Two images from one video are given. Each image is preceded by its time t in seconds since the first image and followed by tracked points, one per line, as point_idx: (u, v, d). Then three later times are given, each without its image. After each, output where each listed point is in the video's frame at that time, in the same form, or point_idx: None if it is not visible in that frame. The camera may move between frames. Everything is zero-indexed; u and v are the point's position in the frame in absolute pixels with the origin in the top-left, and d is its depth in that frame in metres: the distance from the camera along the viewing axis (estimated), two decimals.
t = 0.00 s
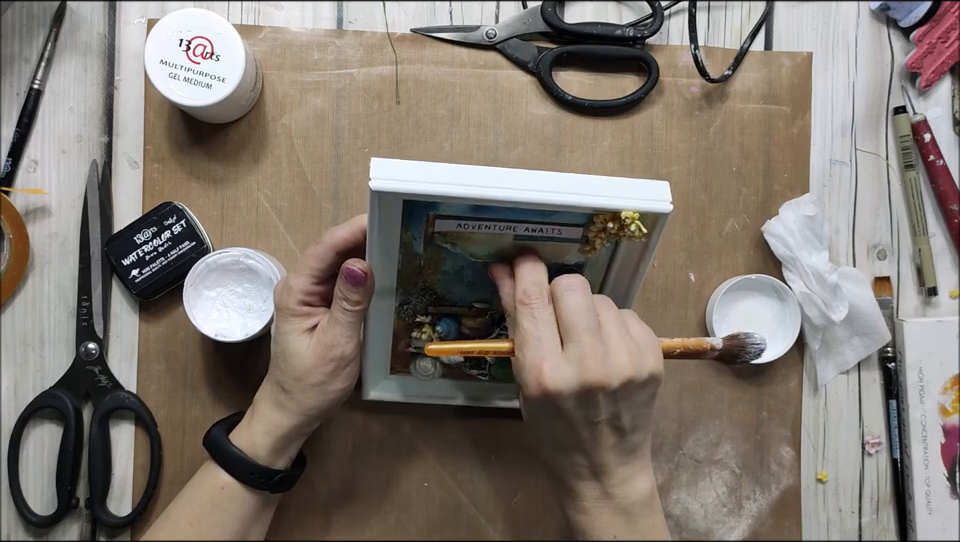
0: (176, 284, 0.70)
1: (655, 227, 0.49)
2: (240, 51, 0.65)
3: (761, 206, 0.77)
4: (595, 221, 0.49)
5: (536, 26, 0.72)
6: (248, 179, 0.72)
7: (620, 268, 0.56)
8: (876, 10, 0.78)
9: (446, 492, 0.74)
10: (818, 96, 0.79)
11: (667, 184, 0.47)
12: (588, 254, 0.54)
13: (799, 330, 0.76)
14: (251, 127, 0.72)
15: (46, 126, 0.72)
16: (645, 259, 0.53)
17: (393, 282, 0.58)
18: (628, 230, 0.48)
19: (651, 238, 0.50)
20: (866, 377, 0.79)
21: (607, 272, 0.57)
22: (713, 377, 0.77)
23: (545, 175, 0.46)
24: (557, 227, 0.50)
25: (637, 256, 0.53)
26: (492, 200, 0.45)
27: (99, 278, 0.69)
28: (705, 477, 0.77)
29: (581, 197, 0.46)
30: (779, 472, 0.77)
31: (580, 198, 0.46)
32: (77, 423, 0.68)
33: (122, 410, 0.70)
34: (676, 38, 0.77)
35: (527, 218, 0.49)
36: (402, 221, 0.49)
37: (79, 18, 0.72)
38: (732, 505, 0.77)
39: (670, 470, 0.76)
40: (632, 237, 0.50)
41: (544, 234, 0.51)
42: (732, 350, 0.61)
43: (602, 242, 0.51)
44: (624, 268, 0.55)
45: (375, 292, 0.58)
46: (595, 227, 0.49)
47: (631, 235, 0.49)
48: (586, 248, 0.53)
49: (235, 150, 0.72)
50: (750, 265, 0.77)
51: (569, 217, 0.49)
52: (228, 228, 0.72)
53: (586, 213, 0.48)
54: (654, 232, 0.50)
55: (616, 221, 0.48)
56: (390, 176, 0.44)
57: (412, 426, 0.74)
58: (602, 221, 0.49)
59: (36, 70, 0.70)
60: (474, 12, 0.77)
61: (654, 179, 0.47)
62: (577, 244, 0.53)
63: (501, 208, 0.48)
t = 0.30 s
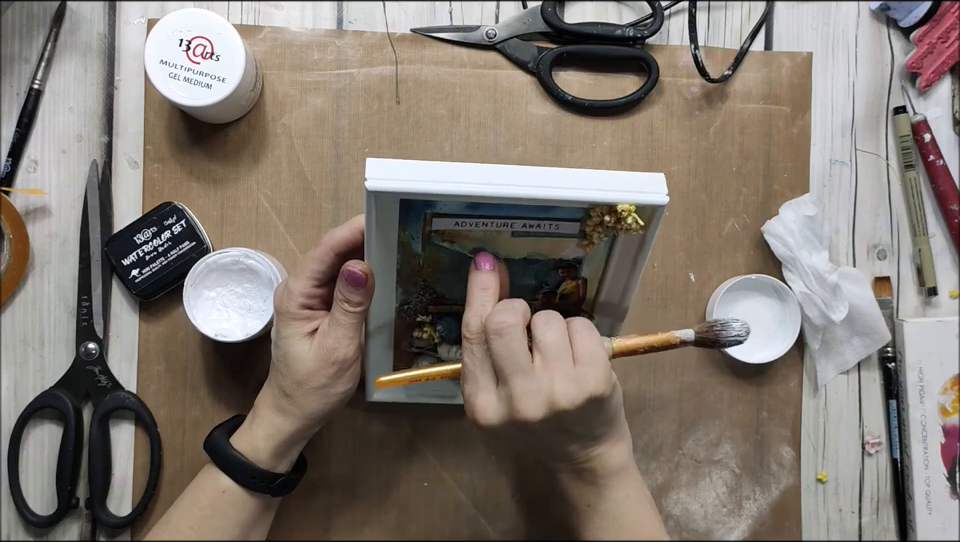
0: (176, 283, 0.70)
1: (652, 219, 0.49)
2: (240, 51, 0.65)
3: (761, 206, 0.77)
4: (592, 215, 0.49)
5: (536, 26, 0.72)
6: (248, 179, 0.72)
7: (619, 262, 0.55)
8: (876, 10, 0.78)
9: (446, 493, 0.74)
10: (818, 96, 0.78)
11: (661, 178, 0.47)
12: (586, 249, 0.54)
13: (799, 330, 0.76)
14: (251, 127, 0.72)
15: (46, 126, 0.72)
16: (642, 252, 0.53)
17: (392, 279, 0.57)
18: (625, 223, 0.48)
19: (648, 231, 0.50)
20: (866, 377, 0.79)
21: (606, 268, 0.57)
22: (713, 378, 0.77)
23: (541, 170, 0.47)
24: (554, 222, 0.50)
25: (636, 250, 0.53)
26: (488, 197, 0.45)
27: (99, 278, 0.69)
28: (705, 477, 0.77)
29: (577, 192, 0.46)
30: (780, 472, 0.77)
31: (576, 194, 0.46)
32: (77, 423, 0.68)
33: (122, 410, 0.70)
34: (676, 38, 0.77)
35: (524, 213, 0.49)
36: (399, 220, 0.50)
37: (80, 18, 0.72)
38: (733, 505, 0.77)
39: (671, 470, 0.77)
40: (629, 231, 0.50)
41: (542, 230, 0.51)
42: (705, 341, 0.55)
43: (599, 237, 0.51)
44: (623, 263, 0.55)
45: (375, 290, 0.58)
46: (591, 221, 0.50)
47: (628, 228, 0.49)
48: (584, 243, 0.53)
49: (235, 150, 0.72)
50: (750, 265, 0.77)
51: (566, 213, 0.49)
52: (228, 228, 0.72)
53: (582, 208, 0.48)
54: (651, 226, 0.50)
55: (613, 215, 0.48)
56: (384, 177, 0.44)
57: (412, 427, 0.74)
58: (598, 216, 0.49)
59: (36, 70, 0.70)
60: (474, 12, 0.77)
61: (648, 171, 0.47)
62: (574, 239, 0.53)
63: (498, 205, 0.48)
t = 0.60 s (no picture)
0: (176, 283, 0.70)
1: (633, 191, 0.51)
2: (240, 51, 0.65)
3: (761, 206, 0.77)
4: (573, 191, 0.52)
5: (536, 27, 0.72)
6: (248, 179, 0.72)
7: (604, 245, 0.56)
8: (876, 10, 0.78)
9: (446, 493, 0.74)
10: (818, 96, 0.78)
11: (640, 150, 0.51)
12: (571, 230, 0.56)
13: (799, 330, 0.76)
14: (251, 127, 0.72)
15: (45, 126, 0.72)
16: (625, 227, 0.55)
17: (381, 273, 0.57)
18: (607, 193, 0.50)
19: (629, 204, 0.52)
20: (866, 377, 0.79)
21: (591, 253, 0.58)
22: (713, 378, 0.77)
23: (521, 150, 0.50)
24: (537, 200, 0.53)
25: (620, 229, 0.55)
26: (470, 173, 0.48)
27: (99, 278, 0.69)
28: (705, 477, 0.77)
29: (556, 165, 0.49)
30: (780, 472, 0.77)
31: (556, 166, 0.49)
32: (77, 423, 0.68)
33: (122, 410, 0.70)
34: (676, 38, 0.77)
35: (507, 193, 0.52)
36: (385, 206, 0.52)
37: (79, 18, 0.72)
38: (732, 505, 0.77)
39: (670, 470, 0.77)
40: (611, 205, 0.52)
41: (526, 210, 0.53)
42: (657, 314, 0.54)
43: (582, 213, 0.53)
44: (609, 246, 0.56)
45: (364, 283, 0.57)
46: (574, 195, 0.52)
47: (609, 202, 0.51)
48: (569, 224, 0.55)
49: (235, 150, 0.72)
50: (750, 265, 0.77)
51: (548, 190, 0.52)
52: (229, 228, 0.72)
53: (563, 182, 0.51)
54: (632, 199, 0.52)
55: (593, 186, 0.51)
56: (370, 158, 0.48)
57: (411, 427, 0.74)
58: (581, 190, 0.51)
59: (36, 70, 0.70)
60: (474, 12, 0.77)
61: (623, 143, 0.51)
62: (559, 220, 0.55)
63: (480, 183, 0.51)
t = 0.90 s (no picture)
0: (177, 283, 0.70)
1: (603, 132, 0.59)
2: (241, 51, 0.65)
3: (761, 206, 0.77)
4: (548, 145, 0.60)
5: (536, 26, 0.72)
6: (248, 179, 0.72)
7: (588, 202, 0.62)
8: (876, 10, 0.78)
9: (446, 493, 0.74)
10: (818, 96, 0.78)
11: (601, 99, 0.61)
12: (554, 190, 0.62)
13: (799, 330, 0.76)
14: (251, 127, 0.72)
15: (45, 126, 0.72)
16: (603, 179, 0.61)
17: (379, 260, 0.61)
18: (578, 134, 0.58)
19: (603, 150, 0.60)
20: (866, 377, 0.79)
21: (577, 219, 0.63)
22: (713, 378, 0.77)
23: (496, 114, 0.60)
24: (517, 160, 0.60)
25: (598, 184, 0.61)
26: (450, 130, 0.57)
27: (99, 278, 0.69)
28: (705, 477, 0.77)
29: (525, 113, 0.58)
30: (780, 472, 0.77)
31: (525, 115, 0.58)
32: (77, 423, 0.68)
33: (122, 409, 0.70)
34: (676, 38, 0.77)
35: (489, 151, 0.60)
36: (376, 177, 0.59)
37: (79, 18, 0.72)
38: (733, 505, 0.77)
39: (670, 470, 0.77)
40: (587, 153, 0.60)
41: (509, 172, 0.60)
42: (637, 274, 0.55)
43: (561, 165, 0.60)
44: (591, 206, 0.62)
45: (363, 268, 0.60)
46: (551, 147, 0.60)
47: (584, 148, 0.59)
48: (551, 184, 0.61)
49: (235, 150, 0.72)
50: (750, 265, 0.77)
51: (525, 146, 0.60)
52: (229, 228, 0.72)
53: (537, 135, 0.60)
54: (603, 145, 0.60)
55: (566, 132, 0.59)
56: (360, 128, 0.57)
57: (412, 428, 0.74)
58: (555, 140, 0.59)
59: (36, 70, 0.70)
60: (474, 12, 0.77)
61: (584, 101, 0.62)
62: (542, 183, 0.62)
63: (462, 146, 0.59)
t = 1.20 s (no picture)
0: (177, 283, 0.70)
1: (605, 134, 0.59)
2: (241, 51, 0.65)
3: (761, 206, 0.77)
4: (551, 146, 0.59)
5: (536, 26, 0.72)
6: (248, 179, 0.72)
7: (590, 202, 0.61)
8: (876, 10, 0.78)
9: (446, 493, 0.74)
10: (818, 96, 0.78)
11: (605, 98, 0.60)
12: (556, 191, 0.61)
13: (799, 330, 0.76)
14: (251, 127, 0.72)
15: (45, 126, 0.72)
16: (606, 180, 0.61)
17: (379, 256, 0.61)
18: (582, 135, 0.58)
19: (605, 151, 0.59)
20: (866, 377, 0.79)
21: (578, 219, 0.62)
22: (713, 378, 0.77)
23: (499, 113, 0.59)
24: (519, 159, 0.60)
25: (601, 185, 0.61)
26: (453, 129, 0.57)
27: (99, 278, 0.69)
28: (705, 477, 0.77)
29: (528, 113, 0.57)
30: (780, 472, 0.77)
31: (528, 115, 0.58)
32: (77, 423, 0.68)
33: (122, 409, 0.70)
34: (676, 38, 0.77)
35: (491, 150, 0.59)
36: (378, 174, 0.59)
37: (79, 18, 0.72)
38: (732, 505, 0.77)
39: (670, 470, 0.77)
40: (588, 154, 0.59)
41: (511, 171, 0.60)
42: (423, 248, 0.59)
43: (563, 166, 0.59)
44: (594, 207, 0.61)
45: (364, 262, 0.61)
46: (553, 147, 0.59)
47: (586, 149, 0.59)
48: (552, 184, 0.61)
49: (235, 150, 0.72)
50: (750, 265, 0.77)
51: (527, 146, 0.60)
52: (229, 228, 0.72)
53: (539, 135, 0.59)
54: (606, 146, 0.59)
55: (569, 133, 0.58)
56: (362, 123, 0.56)
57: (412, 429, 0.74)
58: (557, 141, 0.59)
59: (36, 70, 0.70)
60: (474, 12, 0.77)
61: (589, 100, 0.61)
62: (544, 183, 0.61)
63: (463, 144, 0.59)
